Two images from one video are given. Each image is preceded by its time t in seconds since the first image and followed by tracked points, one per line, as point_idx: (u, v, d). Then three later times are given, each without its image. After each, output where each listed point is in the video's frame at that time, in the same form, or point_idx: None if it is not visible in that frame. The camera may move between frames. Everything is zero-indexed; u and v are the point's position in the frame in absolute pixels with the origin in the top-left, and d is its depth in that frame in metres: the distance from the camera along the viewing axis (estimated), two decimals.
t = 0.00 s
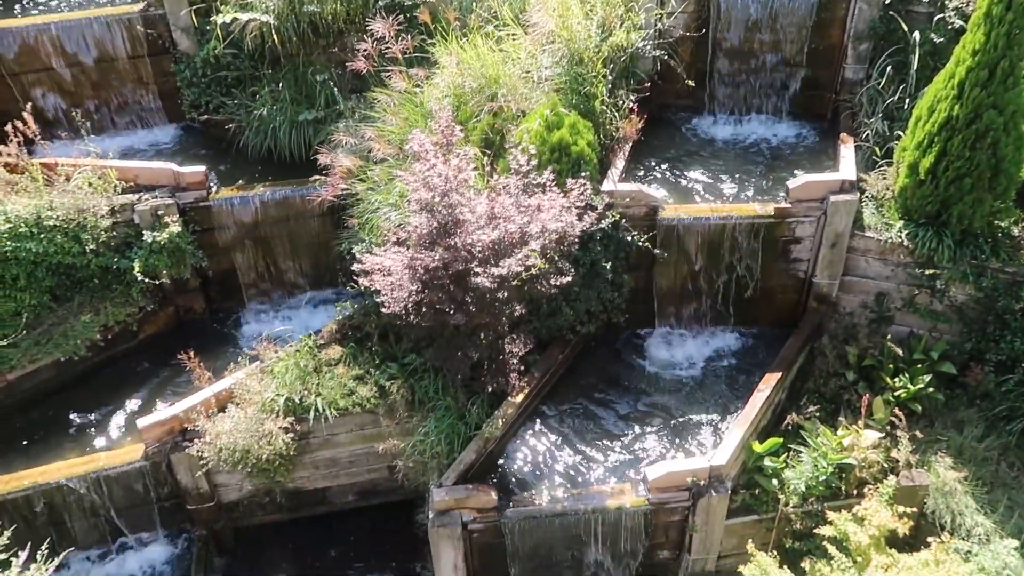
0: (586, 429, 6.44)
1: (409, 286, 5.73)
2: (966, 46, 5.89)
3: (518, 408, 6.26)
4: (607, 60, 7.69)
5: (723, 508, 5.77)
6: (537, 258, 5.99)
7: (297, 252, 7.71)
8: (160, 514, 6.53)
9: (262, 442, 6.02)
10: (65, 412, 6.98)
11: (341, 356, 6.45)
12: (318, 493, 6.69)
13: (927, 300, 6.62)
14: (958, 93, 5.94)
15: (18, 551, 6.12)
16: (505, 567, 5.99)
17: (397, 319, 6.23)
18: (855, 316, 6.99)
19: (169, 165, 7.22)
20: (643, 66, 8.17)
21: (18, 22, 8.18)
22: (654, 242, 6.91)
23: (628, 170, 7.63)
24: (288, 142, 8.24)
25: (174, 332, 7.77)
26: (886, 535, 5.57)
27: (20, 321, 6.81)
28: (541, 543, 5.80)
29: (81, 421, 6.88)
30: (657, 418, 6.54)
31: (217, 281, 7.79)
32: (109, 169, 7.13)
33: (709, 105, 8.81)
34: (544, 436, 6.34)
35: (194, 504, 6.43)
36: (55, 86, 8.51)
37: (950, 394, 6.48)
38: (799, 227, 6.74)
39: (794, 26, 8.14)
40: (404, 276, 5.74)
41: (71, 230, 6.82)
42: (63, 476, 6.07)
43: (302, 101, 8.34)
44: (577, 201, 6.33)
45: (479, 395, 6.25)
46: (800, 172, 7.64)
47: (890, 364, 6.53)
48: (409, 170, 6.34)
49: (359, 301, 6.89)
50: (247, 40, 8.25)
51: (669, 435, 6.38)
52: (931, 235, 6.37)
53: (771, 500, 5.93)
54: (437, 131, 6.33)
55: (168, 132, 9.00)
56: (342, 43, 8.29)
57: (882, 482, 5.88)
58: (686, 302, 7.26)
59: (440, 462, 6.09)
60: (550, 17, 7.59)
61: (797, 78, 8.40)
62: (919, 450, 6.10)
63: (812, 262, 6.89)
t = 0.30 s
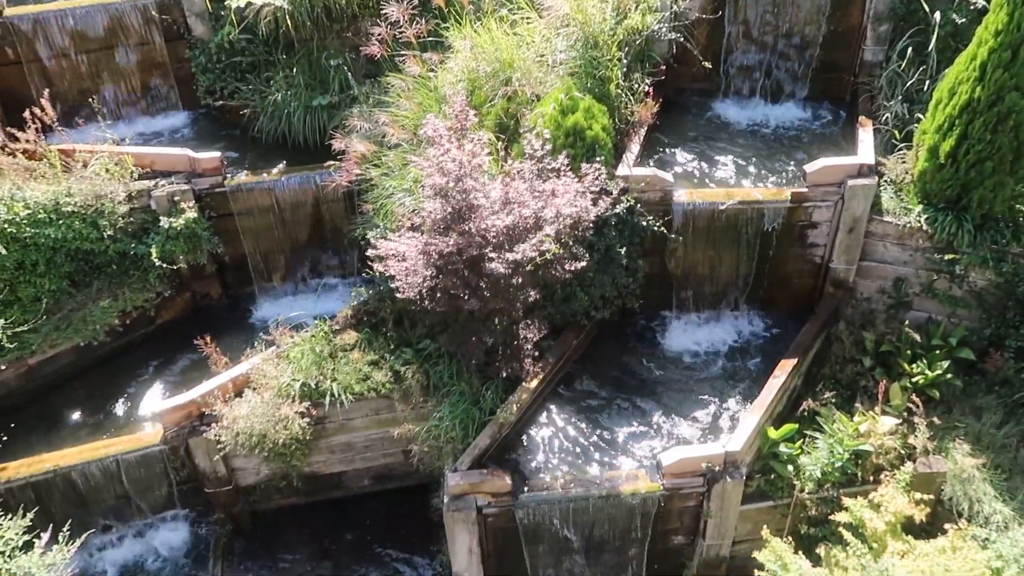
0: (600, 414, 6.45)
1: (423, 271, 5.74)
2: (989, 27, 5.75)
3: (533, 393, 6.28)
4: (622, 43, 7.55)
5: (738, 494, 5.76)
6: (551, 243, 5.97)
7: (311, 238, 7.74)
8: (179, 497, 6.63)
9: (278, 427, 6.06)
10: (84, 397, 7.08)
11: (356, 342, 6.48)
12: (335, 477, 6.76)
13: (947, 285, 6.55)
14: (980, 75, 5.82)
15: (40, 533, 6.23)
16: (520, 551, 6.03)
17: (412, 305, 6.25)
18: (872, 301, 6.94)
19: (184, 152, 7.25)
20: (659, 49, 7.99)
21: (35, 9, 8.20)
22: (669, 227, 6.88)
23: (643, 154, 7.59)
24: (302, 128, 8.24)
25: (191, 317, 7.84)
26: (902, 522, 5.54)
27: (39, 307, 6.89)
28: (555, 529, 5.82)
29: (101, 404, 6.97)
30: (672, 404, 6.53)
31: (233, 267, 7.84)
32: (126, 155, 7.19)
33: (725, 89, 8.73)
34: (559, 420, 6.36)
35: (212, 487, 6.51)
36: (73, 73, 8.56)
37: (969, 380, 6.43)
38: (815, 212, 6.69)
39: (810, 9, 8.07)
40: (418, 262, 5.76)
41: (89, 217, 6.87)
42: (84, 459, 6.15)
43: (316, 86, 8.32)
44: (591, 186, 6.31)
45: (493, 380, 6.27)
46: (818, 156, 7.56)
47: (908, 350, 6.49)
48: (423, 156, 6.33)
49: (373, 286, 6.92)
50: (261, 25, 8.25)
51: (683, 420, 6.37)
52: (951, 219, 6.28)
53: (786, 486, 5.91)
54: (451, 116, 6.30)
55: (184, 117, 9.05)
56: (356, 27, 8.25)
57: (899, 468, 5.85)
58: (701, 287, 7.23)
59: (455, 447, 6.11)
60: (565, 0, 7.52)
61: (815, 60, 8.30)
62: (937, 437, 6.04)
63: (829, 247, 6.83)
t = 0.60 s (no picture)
0: (609, 399, 6.44)
1: (432, 257, 5.72)
2: (1003, 5, 5.66)
3: (542, 377, 6.30)
4: (630, 26, 7.53)
5: (747, 477, 5.74)
6: (559, 227, 5.96)
7: (320, 225, 7.74)
8: (191, 482, 6.69)
9: (290, 413, 6.07)
10: (97, 383, 7.14)
11: (365, 328, 6.49)
12: (345, 462, 6.80)
13: (959, 267, 6.52)
14: (993, 54, 5.73)
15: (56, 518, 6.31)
16: (530, 535, 6.05)
17: (421, 291, 6.24)
18: (883, 284, 6.91)
19: (192, 139, 7.26)
20: (668, 31, 7.95)
21: None
22: (678, 211, 6.83)
23: (651, 138, 7.55)
24: (309, 114, 8.23)
25: (202, 305, 7.88)
26: (913, 505, 5.53)
27: (51, 295, 6.95)
28: (565, 512, 5.85)
29: (114, 391, 7.03)
30: (681, 388, 6.53)
31: (241, 254, 7.86)
32: (134, 143, 7.18)
33: (734, 70, 8.66)
34: (568, 405, 6.38)
35: (224, 473, 6.56)
36: (80, 61, 8.55)
37: (980, 362, 6.41)
38: (826, 194, 6.62)
39: None
40: (426, 247, 5.73)
41: (99, 205, 6.88)
42: (98, 446, 6.23)
43: (322, 72, 8.29)
44: (600, 169, 6.28)
45: (502, 366, 6.28)
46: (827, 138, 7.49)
47: (919, 332, 6.42)
48: (431, 141, 6.32)
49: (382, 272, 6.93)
50: (266, 10, 8.18)
51: (693, 404, 6.37)
52: (963, 200, 6.22)
53: (796, 469, 5.91)
54: (458, 100, 6.28)
55: (190, 104, 9.07)
56: (362, 12, 8.17)
57: (909, 451, 5.81)
58: (710, 271, 7.21)
59: (465, 432, 6.10)
60: None
61: (825, 41, 8.21)
62: (948, 419, 6.02)
63: (840, 230, 6.78)
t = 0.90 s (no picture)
0: (620, 380, 6.45)
1: (443, 238, 5.71)
2: None
3: (552, 359, 6.31)
4: (643, 5, 7.51)
5: (758, 460, 5.75)
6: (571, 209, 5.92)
7: (331, 206, 7.75)
8: (205, 461, 6.76)
9: (301, 393, 6.13)
10: (109, 363, 7.19)
11: (376, 309, 6.50)
12: (357, 442, 6.83)
13: (974, 251, 6.46)
14: (1013, 34, 5.64)
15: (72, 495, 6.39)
16: (540, 516, 6.07)
17: (432, 273, 6.25)
18: (897, 267, 6.86)
19: (202, 120, 7.25)
20: (682, 10, 7.89)
21: None
22: (690, 193, 6.81)
23: (664, 119, 7.48)
24: (320, 95, 8.20)
25: (215, 285, 7.93)
26: (924, 488, 5.51)
27: (65, 275, 7.00)
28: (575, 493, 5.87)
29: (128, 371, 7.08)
30: (691, 370, 6.51)
31: (253, 235, 7.89)
32: (145, 124, 7.21)
33: (748, 51, 8.57)
34: (579, 387, 6.38)
35: (237, 452, 6.61)
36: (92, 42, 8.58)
37: (995, 347, 6.35)
38: (841, 176, 6.56)
39: None
40: (438, 229, 5.71)
41: (111, 185, 6.89)
42: (112, 425, 6.29)
43: (333, 53, 8.28)
44: (612, 151, 6.25)
45: (513, 347, 6.31)
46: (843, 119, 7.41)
47: (933, 317, 6.36)
48: (442, 122, 6.29)
49: (394, 254, 6.95)
50: None
51: (704, 386, 6.36)
52: (980, 182, 6.14)
53: (807, 453, 5.90)
54: (470, 81, 6.24)
55: (202, 86, 9.05)
56: None
57: (921, 435, 5.81)
58: (722, 253, 7.18)
59: (475, 412, 6.12)
60: None
61: (841, 21, 8.07)
62: (962, 403, 5.98)
63: (854, 213, 6.73)
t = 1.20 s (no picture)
0: (629, 346, 6.45)
1: (452, 204, 5.70)
2: None
3: (562, 325, 6.32)
4: None
5: (766, 427, 5.76)
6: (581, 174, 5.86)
7: (341, 172, 7.76)
8: (217, 425, 6.85)
9: (312, 358, 6.17)
10: (121, 329, 7.26)
11: (385, 276, 6.50)
12: (368, 407, 6.89)
13: (989, 217, 6.38)
14: None
15: (87, 458, 6.49)
16: (549, 480, 6.12)
17: (441, 239, 6.24)
18: (910, 234, 6.80)
19: (210, 86, 7.21)
20: None
21: None
22: (702, 158, 6.75)
23: (676, 84, 7.39)
24: (328, 61, 8.13)
25: (226, 251, 7.96)
26: (932, 454, 5.48)
27: (75, 242, 7.02)
28: (583, 458, 5.91)
29: (142, 337, 7.15)
30: (700, 337, 6.51)
31: (262, 201, 7.89)
32: (153, 90, 7.17)
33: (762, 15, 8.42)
34: (588, 353, 6.39)
35: (248, 416, 6.68)
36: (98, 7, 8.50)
37: (1008, 314, 6.30)
38: (854, 141, 6.48)
39: None
40: (447, 194, 5.70)
41: (120, 151, 6.90)
42: (125, 390, 6.37)
43: (341, 17, 8.13)
44: (623, 116, 6.18)
45: (522, 314, 6.31)
46: (857, 84, 7.31)
47: (945, 284, 6.32)
48: (451, 86, 6.23)
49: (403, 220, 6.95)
50: None
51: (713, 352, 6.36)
52: (997, 148, 6.06)
53: (816, 419, 5.90)
54: (478, 45, 6.17)
55: (210, 52, 8.98)
56: None
57: (930, 402, 5.81)
58: (731, 218, 7.16)
59: (484, 378, 6.15)
60: None
61: None
62: (972, 370, 5.96)
63: (868, 178, 6.65)
